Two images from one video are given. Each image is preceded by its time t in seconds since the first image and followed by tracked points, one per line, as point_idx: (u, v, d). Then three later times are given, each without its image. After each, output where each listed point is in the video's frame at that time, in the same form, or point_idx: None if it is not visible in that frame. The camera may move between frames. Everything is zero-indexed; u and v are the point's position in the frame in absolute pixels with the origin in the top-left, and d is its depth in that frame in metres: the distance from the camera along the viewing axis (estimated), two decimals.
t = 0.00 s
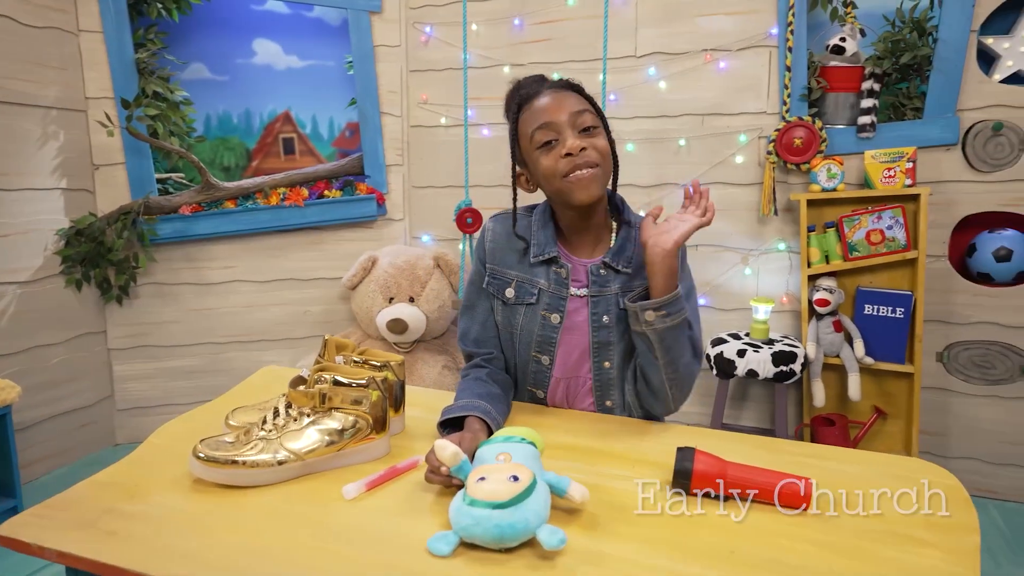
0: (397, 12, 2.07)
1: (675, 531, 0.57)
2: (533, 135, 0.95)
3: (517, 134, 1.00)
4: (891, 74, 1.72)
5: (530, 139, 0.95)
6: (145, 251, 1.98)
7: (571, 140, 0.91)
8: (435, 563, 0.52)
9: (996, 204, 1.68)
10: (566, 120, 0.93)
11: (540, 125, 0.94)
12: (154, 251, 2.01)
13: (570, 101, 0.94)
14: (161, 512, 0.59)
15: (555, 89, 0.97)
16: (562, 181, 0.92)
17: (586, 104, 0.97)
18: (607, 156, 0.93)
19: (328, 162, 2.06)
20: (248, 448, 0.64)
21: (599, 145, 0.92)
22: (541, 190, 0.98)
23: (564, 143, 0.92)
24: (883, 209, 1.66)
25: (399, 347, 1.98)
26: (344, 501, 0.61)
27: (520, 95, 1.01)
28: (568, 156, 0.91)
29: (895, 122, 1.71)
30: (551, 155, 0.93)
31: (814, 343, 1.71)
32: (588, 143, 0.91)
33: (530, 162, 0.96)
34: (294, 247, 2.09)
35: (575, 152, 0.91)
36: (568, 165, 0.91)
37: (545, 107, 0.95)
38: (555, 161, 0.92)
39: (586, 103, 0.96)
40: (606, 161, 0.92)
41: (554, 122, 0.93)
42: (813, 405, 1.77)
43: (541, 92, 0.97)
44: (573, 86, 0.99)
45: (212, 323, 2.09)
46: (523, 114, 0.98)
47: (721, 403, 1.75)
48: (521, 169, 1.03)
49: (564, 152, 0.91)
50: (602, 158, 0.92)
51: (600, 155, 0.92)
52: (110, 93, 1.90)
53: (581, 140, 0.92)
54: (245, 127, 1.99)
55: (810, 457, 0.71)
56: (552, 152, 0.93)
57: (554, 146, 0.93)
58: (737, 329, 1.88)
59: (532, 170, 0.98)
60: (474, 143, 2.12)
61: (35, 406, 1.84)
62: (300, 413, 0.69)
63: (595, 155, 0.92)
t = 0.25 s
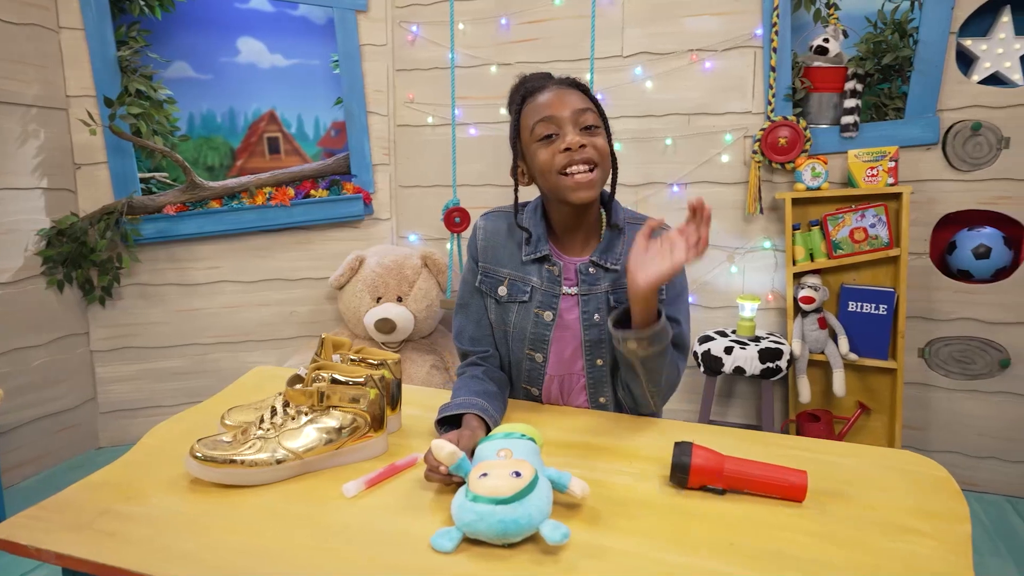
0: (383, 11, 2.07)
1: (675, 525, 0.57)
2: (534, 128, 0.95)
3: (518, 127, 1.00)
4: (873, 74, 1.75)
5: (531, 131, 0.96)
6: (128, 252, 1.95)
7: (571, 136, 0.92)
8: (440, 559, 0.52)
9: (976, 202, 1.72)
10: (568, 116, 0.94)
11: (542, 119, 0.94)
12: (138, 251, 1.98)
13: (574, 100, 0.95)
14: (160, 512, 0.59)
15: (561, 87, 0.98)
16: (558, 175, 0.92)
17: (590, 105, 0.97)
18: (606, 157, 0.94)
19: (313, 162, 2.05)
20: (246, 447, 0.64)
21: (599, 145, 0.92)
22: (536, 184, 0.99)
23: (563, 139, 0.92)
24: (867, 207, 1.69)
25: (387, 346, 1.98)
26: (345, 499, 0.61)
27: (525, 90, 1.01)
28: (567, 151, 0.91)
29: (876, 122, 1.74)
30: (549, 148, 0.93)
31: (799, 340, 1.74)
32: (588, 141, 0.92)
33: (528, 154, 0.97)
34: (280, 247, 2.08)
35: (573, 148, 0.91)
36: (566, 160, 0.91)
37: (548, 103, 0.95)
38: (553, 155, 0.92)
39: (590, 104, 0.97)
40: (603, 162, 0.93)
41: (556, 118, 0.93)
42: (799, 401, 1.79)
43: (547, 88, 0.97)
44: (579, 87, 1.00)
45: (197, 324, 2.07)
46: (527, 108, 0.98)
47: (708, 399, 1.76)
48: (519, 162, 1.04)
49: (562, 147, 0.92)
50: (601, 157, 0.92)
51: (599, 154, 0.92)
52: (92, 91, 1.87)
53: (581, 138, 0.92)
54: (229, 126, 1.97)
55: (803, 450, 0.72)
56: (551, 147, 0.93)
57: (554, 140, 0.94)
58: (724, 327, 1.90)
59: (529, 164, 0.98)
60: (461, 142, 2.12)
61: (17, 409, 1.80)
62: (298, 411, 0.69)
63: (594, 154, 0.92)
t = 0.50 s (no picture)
0: (370, 10, 2.06)
1: (673, 518, 0.58)
2: (532, 117, 0.95)
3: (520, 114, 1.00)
4: (855, 75, 1.77)
5: (529, 118, 0.96)
6: (112, 252, 1.93)
7: (564, 132, 0.92)
8: (441, 554, 0.53)
9: (956, 200, 1.75)
10: (567, 112, 0.93)
11: (541, 109, 0.94)
12: (122, 252, 1.96)
13: (578, 98, 0.94)
14: (157, 512, 0.58)
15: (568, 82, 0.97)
16: (543, 166, 0.93)
17: (594, 106, 0.97)
18: (595, 160, 0.94)
19: (299, 161, 2.04)
20: (242, 446, 0.63)
21: (589, 146, 0.92)
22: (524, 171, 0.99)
23: (556, 133, 0.92)
24: (851, 206, 1.71)
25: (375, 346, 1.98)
26: (343, 497, 0.61)
27: (537, 79, 1.01)
28: (556, 145, 0.92)
29: (859, 122, 1.77)
30: (541, 139, 0.93)
31: (785, 337, 1.76)
32: (579, 140, 0.92)
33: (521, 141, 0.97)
34: (266, 247, 2.07)
35: (562, 144, 0.91)
36: (553, 153, 0.92)
37: (552, 95, 0.95)
38: (543, 145, 0.93)
39: (594, 104, 0.96)
40: (591, 164, 0.93)
41: (555, 110, 0.93)
42: (784, 397, 1.81)
43: (554, 80, 0.97)
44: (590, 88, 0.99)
45: (183, 325, 2.05)
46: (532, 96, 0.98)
47: (696, 397, 1.78)
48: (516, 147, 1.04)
49: (552, 140, 0.92)
50: (589, 159, 0.92)
51: (587, 155, 0.92)
52: (74, 89, 1.85)
53: (573, 136, 0.92)
54: (214, 126, 1.96)
55: (795, 443, 0.73)
56: (543, 138, 0.93)
57: (548, 132, 0.93)
58: (710, 325, 1.92)
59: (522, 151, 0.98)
60: (449, 142, 2.12)
61: None
62: (294, 410, 0.68)
63: (583, 154, 0.92)
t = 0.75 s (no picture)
0: (359, 10, 2.06)
1: (671, 515, 0.59)
2: (528, 118, 0.95)
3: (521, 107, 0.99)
4: (842, 76, 1.79)
5: (526, 117, 0.95)
6: (99, 253, 1.91)
7: (553, 144, 0.92)
8: (443, 553, 0.53)
9: (941, 200, 1.77)
10: (561, 120, 0.92)
11: (537, 112, 0.93)
12: (109, 252, 1.94)
13: (576, 106, 0.93)
14: (156, 514, 0.58)
15: (572, 84, 0.95)
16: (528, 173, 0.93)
17: (594, 113, 0.95)
18: (580, 175, 0.94)
19: (288, 161, 2.03)
20: (241, 446, 0.63)
21: (575, 163, 0.92)
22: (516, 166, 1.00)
23: (546, 142, 0.92)
24: (838, 206, 1.73)
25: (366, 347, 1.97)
26: (342, 497, 0.61)
27: (546, 70, 0.98)
28: (543, 156, 0.92)
29: (845, 122, 1.79)
30: (531, 145, 0.93)
31: (774, 335, 1.77)
32: (566, 155, 0.92)
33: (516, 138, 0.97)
34: (255, 247, 2.05)
35: (548, 157, 0.91)
36: (539, 164, 0.92)
37: (550, 98, 0.93)
38: (531, 153, 0.93)
39: (593, 112, 0.95)
40: (575, 179, 0.93)
41: (549, 117, 0.92)
42: (774, 395, 1.83)
43: (558, 80, 0.95)
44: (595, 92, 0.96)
45: (171, 326, 2.03)
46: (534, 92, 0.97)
47: (687, 395, 1.79)
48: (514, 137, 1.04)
49: (540, 150, 0.92)
50: (573, 175, 0.93)
51: (571, 171, 0.92)
52: (60, 88, 1.82)
53: (562, 149, 0.92)
54: (201, 125, 1.94)
55: (789, 440, 0.74)
56: (534, 143, 0.93)
57: (539, 138, 0.93)
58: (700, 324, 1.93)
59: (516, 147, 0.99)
60: (439, 142, 2.12)
61: None
62: (292, 410, 0.68)
63: (568, 170, 0.92)
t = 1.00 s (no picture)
0: (347, 8, 2.05)
1: (669, 512, 0.59)
2: (514, 123, 0.94)
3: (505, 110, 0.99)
4: (829, 77, 1.80)
5: (511, 122, 0.95)
6: (85, 253, 1.89)
7: (543, 147, 0.92)
8: (443, 551, 0.53)
9: (926, 199, 1.79)
10: (548, 122, 0.92)
11: (523, 116, 0.93)
12: (95, 253, 1.92)
13: (561, 106, 0.92)
14: (153, 515, 0.58)
15: (554, 83, 0.94)
16: (521, 179, 0.94)
17: (580, 110, 0.95)
18: (573, 173, 0.94)
19: (276, 161, 2.02)
20: (238, 447, 0.63)
21: (567, 163, 0.92)
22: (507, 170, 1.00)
23: (536, 146, 0.92)
24: (825, 205, 1.75)
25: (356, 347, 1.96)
26: (341, 496, 0.61)
27: (524, 71, 0.98)
28: (535, 160, 0.92)
29: (832, 122, 1.80)
30: (521, 150, 0.93)
31: (763, 333, 1.79)
32: (558, 158, 0.92)
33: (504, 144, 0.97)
34: (244, 247, 2.04)
35: (540, 161, 0.92)
36: (531, 170, 0.92)
37: (533, 101, 0.93)
38: (522, 158, 0.93)
39: (579, 108, 0.94)
40: (569, 178, 0.94)
41: (535, 120, 0.92)
42: (763, 393, 1.84)
43: (539, 81, 0.95)
44: (576, 88, 0.96)
45: (158, 327, 2.02)
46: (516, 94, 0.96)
47: (677, 393, 1.80)
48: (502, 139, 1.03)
49: (531, 155, 0.92)
50: (566, 175, 0.93)
51: (564, 172, 0.93)
52: (44, 86, 1.80)
53: (553, 151, 0.92)
54: (188, 125, 1.93)
55: (783, 436, 0.75)
56: (524, 148, 0.93)
57: (528, 143, 0.93)
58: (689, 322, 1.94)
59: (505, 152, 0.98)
60: (429, 141, 2.11)
61: None
62: (289, 410, 0.68)
63: (561, 171, 0.93)
